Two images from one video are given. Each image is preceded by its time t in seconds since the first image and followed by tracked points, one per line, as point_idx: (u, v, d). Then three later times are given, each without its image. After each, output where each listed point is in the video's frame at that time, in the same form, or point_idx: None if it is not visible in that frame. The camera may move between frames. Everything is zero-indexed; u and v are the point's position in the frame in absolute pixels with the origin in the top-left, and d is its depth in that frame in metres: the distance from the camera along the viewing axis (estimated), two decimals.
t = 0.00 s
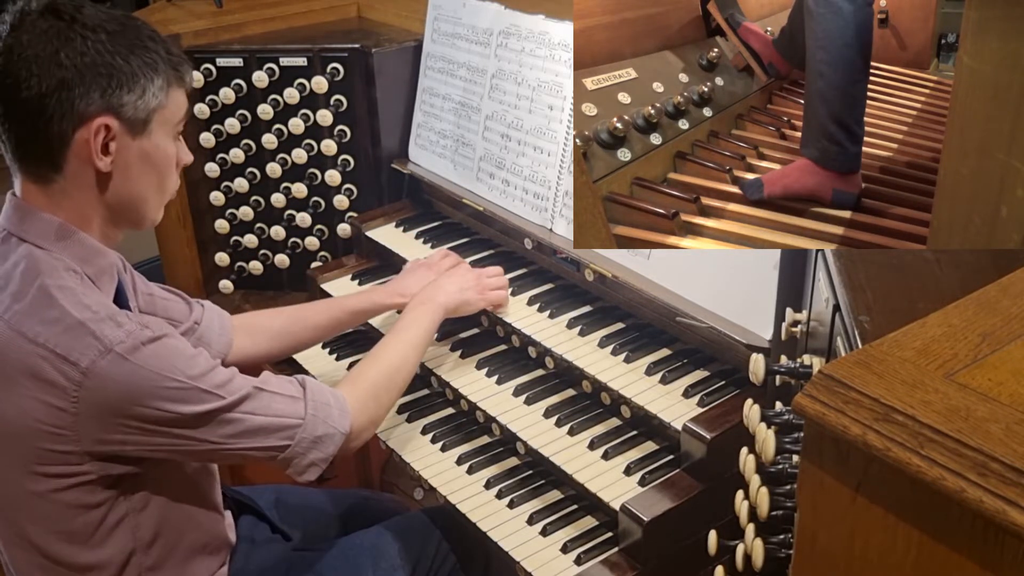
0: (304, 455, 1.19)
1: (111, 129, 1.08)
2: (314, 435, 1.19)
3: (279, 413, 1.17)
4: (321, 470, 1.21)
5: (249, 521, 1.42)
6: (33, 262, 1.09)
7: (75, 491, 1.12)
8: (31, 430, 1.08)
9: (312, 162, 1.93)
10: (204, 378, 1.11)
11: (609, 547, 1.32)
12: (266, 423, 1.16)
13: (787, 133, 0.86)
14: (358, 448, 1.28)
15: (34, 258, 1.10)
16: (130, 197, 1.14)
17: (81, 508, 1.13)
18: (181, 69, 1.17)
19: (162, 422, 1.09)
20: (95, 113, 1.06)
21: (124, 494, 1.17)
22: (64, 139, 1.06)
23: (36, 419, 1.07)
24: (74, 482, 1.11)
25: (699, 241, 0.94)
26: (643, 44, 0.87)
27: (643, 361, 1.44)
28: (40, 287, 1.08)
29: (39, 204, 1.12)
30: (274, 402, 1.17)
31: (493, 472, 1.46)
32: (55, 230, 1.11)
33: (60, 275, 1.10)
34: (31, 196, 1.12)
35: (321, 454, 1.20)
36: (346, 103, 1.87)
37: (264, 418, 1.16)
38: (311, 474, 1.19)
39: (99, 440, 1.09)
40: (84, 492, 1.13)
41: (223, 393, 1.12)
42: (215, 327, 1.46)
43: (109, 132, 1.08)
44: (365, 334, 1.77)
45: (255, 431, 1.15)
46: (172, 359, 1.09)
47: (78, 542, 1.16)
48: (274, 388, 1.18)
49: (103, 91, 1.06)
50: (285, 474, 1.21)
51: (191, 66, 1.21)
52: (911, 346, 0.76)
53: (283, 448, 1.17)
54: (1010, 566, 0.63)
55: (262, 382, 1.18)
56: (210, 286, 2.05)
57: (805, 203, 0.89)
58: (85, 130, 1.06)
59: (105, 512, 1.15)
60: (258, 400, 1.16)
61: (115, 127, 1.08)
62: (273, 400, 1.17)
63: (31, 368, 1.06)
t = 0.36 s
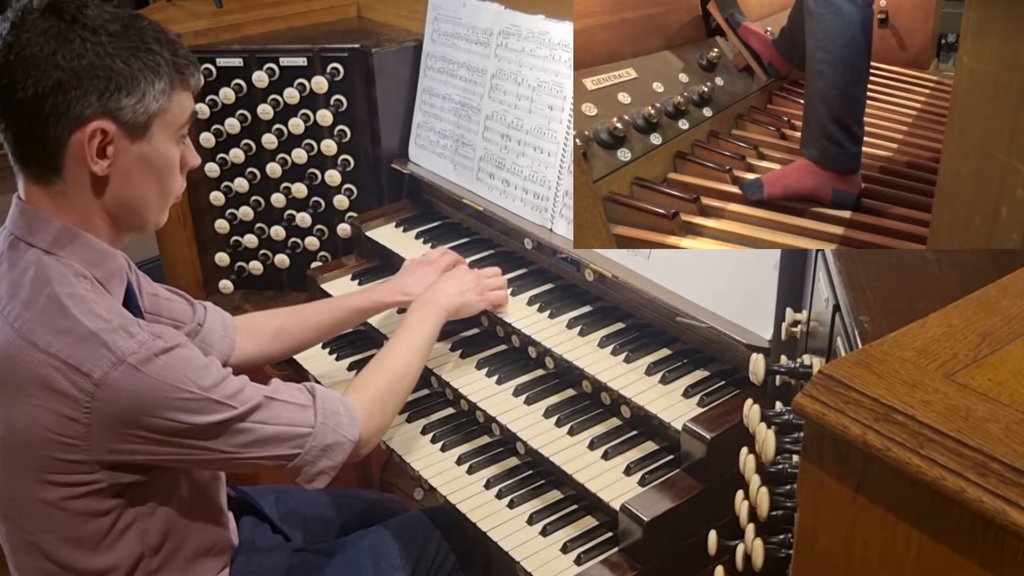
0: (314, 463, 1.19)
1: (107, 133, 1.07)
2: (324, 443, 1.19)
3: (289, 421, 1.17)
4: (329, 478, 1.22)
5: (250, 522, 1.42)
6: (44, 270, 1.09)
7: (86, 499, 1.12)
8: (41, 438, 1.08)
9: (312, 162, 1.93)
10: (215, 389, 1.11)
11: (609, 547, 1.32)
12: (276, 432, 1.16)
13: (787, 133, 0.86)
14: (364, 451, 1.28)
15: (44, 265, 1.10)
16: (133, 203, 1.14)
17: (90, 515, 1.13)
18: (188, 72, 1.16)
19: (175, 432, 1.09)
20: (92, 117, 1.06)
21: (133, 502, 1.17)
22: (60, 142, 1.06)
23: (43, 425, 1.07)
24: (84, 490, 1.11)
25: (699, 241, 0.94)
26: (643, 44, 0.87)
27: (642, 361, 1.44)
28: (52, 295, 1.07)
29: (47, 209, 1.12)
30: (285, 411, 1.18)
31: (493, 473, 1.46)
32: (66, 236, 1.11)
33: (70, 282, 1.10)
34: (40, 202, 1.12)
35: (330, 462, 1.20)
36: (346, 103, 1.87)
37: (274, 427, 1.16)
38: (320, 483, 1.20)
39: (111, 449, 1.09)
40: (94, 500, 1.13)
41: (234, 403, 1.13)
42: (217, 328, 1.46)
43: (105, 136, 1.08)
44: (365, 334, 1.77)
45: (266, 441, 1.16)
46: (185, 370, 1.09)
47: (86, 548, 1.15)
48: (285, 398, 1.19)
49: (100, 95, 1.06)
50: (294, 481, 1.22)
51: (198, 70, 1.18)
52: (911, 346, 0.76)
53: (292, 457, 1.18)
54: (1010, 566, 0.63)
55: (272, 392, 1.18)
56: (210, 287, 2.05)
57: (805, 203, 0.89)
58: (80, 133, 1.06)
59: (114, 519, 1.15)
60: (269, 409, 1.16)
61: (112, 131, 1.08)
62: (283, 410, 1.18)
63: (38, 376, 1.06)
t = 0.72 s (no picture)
0: (320, 467, 1.19)
1: (107, 137, 1.07)
2: (330, 448, 1.19)
3: (295, 426, 1.17)
4: (335, 482, 1.22)
5: (251, 523, 1.42)
6: (50, 274, 1.09)
7: (92, 502, 1.12)
8: (47, 442, 1.08)
9: (312, 162, 1.93)
10: (222, 394, 1.11)
11: (609, 547, 1.32)
12: (283, 437, 1.16)
13: (787, 133, 0.86)
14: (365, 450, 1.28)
15: (50, 269, 1.10)
16: (136, 205, 1.14)
17: (96, 518, 1.13)
18: (190, 73, 1.15)
19: (182, 437, 1.10)
20: (91, 121, 1.06)
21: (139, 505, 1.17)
22: (59, 146, 1.06)
23: (47, 428, 1.07)
24: (90, 494, 1.12)
25: (699, 242, 0.94)
26: (643, 44, 0.87)
27: (642, 360, 1.44)
28: (59, 299, 1.07)
29: (52, 212, 1.12)
30: (292, 415, 1.17)
31: (493, 472, 1.46)
32: (73, 239, 1.12)
33: (76, 285, 1.10)
34: (45, 205, 1.12)
35: (336, 466, 1.20)
36: (346, 103, 1.87)
37: (281, 432, 1.16)
38: (326, 487, 1.20)
39: (117, 454, 1.09)
40: (100, 503, 1.13)
41: (241, 408, 1.13)
42: (219, 329, 1.46)
43: (105, 140, 1.07)
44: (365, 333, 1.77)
45: (273, 445, 1.15)
46: (192, 375, 1.09)
47: (91, 551, 1.15)
48: (291, 402, 1.19)
49: (99, 99, 1.05)
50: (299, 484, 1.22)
51: (202, 70, 1.18)
52: (911, 346, 0.76)
53: (298, 461, 1.18)
54: (1010, 567, 0.63)
55: (279, 396, 1.18)
56: (210, 287, 2.05)
57: (805, 203, 0.89)
58: (80, 138, 1.06)
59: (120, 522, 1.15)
60: (275, 413, 1.16)
61: (111, 135, 1.08)
62: (290, 414, 1.18)
63: (43, 380, 1.06)
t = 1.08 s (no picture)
0: (328, 476, 1.19)
1: (111, 138, 1.07)
2: (338, 457, 1.19)
3: (303, 433, 1.17)
4: (344, 491, 1.21)
5: (251, 523, 1.42)
6: (56, 275, 1.09)
7: (99, 503, 1.12)
8: (55, 443, 1.08)
9: (312, 162, 1.93)
10: (229, 397, 1.11)
11: (609, 547, 1.32)
12: (290, 443, 1.16)
13: (787, 133, 0.86)
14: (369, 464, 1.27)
15: (57, 270, 1.10)
16: (141, 205, 1.14)
17: (102, 519, 1.13)
18: (195, 73, 1.15)
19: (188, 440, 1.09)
20: (95, 122, 1.05)
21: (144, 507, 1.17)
22: (62, 146, 1.06)
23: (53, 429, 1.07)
24: (97, 495, 1.11)
25: (699, 242, 0.93)
26: (642, 44, 0.87)
27: (643, 360, 1.44)
28: (67, 300, 1.07)
29: (58, 211, 1.12)
30: (301, 422, 1.17)
31: (493, 472, 1.46)
32: (79, 239, 1.11)
33: (82, 285, 1.10)
34: (52, 204, 1.12)
35: (345, 475, 1.20)
36: (346, 103, 1.87)
37: (289, 437, 1.16)
38: (333, 496, 1.20)
39: (124, 456, 1.09)
40: (106, 504, 1.13)
41: (249, 412, 1.12)
42: (220, 331, 1.47)
43: (109, 141, 1.07)
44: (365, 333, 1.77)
45: (281, 451, 1.15)
46: (199, 376, 1.09)
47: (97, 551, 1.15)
48: (301, 408, 1.18)
49: (102, 100, 1.05)
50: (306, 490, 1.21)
51: (208, 70, 1.17)
52: (911, 346, 0.76)
53: (307, 469, 1.17)
54: (1010, 567, 0.63)
55: (290, 401, 1.18)
56: (211, 287, 2.05)
57: (805, 205, 0.89)
58: (84, 138, 1.05)
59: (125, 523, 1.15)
60: (285, 420, 1.16)
61: (115, 136, 1.07)
62: (300, 421, 1.17)
63: (49, 380, 1.06)
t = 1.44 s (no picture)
0: (360, 476, 1.09)
1: (114, 131, 1.07)
2: (370, 460, 1.08)
3: (330, 429, 1.08)
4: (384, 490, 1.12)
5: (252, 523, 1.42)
6: (68, 266, 1.10)
7: (114, 492, 1.11)
8: (72, 432, 1.06)
9: (312, 162, 1.93)
10: (246, 384, 1.06)
11: (609, 547, 1.32)
12: (315, 438, 1.08)
13: (787, 133, 0.86)
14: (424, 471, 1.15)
15: (66, 261, 1.10)
16: (147, 196, 1.14)
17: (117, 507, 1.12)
18: (196, 64, 1.14)
19: (201, 427, 1.05)
20: (96, 115, 1.05)
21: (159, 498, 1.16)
22: (65, 141, 1.06)
23: (63, 422, 1.06)
24: (114, 481, 1.10)
25: (699, 243, 0.93)
26: (643, 44, 0.87)
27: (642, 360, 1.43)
28: (77, 292, 1.07)
29: (64, 205, 1.12)
30: (328, 417, 1.08)
31: (493, 472, 1.47)
32: (85, 231, 1.12)
33: (93, 277, 1.09)
34: (59, 199, 1.12)
35: (379, 477, 1.10)
36: (346, 103, 1.87)
37: (312, 432, 1.08)
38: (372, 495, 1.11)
39: (141, 445, 1.07)
40: (122, 494, 1.11)
41: (269, 402, 1.06)
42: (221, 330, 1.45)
43: (112, 133, 1.07)
44: (367, 334, 1.77)
45: (304, 446, 1.08)
46: (210, 362, 1.04)
47: (107, 542, 1.14)
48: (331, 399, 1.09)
49: (103, 92, 1.04)
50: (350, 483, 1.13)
51: (208, 61, 1.17)
52: (911, 346, 0.76)
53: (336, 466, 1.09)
54: (1009, 567, 0.63)
55: (320, 394, 1.08)
56: (210, 287, 2.05)
57: (805, 205, 0.89)
58: (86, 132, 1.05)
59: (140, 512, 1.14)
60: (309, 414, 1.08)
61: (118, 128, 1.07)
62: (328, 416, 1.08)
63: (57, 375, 1.05)
